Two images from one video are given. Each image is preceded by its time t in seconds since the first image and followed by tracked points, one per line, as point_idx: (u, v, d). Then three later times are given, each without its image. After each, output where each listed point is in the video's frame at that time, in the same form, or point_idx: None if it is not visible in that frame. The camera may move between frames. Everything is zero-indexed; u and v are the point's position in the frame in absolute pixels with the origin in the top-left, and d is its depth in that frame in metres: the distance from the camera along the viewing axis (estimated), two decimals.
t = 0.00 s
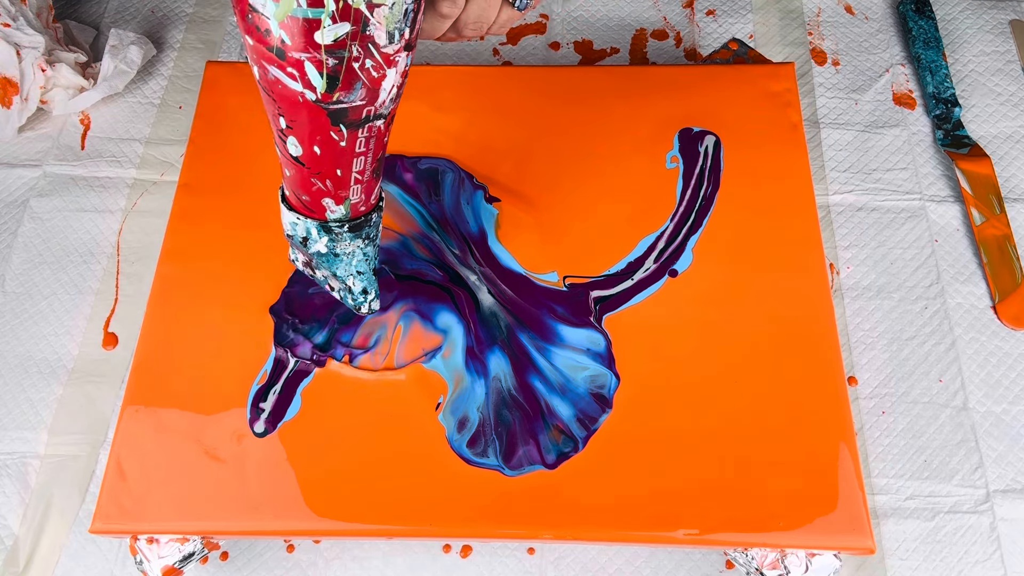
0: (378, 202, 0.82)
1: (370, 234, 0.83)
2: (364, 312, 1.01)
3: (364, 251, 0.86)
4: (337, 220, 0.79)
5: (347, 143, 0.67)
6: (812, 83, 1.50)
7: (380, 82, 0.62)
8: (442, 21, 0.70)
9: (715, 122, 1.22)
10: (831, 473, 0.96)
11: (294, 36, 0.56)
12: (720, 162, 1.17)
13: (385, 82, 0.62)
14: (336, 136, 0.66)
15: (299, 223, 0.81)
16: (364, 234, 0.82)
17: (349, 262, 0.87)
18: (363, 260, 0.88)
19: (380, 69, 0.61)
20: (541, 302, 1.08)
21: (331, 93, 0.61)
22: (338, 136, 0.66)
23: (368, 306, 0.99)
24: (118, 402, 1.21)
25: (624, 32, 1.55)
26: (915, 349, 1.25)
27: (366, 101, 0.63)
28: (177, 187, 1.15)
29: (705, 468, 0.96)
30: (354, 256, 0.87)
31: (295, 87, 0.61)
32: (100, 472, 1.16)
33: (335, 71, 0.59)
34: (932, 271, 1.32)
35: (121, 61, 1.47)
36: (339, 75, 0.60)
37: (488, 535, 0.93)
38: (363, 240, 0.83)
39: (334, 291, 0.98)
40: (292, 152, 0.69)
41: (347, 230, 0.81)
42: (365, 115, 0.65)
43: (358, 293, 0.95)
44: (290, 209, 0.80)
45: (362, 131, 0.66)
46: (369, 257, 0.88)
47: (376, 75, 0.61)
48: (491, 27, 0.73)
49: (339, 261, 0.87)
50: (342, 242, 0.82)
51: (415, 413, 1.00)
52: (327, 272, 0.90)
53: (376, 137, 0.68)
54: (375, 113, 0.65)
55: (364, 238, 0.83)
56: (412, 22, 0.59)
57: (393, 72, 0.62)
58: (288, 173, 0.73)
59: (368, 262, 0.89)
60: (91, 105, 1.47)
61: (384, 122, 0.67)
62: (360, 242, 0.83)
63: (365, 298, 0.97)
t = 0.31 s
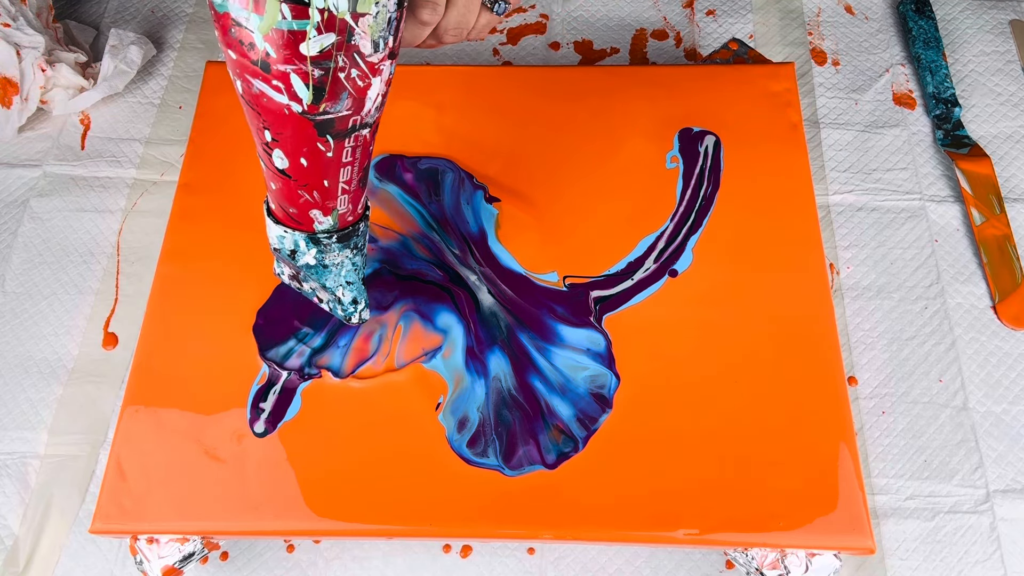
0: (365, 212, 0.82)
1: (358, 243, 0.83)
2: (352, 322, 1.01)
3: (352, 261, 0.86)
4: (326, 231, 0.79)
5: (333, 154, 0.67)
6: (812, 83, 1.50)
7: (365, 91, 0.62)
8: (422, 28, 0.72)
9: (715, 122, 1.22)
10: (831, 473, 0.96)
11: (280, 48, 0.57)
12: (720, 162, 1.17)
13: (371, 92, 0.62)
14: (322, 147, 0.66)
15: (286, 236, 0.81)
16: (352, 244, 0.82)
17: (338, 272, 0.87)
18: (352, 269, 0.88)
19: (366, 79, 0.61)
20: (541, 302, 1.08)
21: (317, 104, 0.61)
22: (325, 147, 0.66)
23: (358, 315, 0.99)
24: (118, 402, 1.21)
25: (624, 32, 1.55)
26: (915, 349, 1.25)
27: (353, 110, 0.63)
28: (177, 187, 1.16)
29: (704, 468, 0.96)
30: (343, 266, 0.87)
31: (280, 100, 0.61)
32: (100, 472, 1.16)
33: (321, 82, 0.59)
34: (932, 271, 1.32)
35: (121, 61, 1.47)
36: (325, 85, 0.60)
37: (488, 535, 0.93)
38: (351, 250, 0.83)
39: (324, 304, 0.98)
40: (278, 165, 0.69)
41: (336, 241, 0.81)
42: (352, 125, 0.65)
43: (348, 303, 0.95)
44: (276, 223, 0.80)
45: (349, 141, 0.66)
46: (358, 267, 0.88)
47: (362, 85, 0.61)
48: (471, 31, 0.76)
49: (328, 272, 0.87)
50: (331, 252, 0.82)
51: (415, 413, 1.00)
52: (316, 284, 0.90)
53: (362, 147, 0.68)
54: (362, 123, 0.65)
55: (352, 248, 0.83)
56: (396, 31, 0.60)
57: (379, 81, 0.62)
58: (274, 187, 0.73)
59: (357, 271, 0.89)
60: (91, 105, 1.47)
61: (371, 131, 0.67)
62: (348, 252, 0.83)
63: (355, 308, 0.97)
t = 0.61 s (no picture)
0: (354, 223, 0.82)
1: (349, 255, 0.83)
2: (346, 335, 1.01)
3: (344, 273, 0.86)
4: (316, 245, 0.78)
5: (323, 166, 0.67)
6: (812, 83, 1.50)
7: (353, 100, 0.62)
8: (405, 35, 0.70)
9: (714, 122, 1.22)
10: (831, 473, 0.96)
11: (267, 60, 0.57)
12: (720, 162, 1.17)
13: (358, 101, 0.63)
14: (312, 159, 0.66)
15: (276, 252, 0.80)
16: (343, 255, 0.82)
17: (330, 285, 0.87)
18: (344, 281, 0.88)
19: (354, 88, 0.61)
20: (541, 302, 1.08)
21: (306, 116, 0.61)
22: (314, 159, 0.66)
23: (351, 327, 0.99)
24: (118, 402, 1.21)
25: (624, 32, 1.55)
26: (915, 349, 1.25)
27: (341, 120, 0.63)
28: (177, 187, 1.16)
29: (704, 468, 0.96)
30: (335, 279, 0.87)
31: (268, 114, 0.61)
32: (100, 472, 1.16)
33: (310, 93, 0.60)
34: (932, 272, 1.32)
35: (121, 61, 1.48)
36: (313, 96, 0.60)
37: (488, 535, 0.93)
38: (343, 263, 0.83)
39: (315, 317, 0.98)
40: (266, 181, 0.68)
41: (327, 254, 0.80)
42: (340, 135, 0.65)
43: (340, 315, 0.95)
44: (264, 239, 0.79)
45: (338, 151, 0.67)
46: (349, 279, 0.88)
47: (350, 94, 0.62)
48: (453, 37, 0.74)
49: (319, 286, 0.86)
50: (322, 266, 0.82)
51: (415, 413, 1.00)
52: (308, 298, 0.89)
53: (350, 157, 0.69)
54: (350, 132, 0.65)
55: (344, 260, 0.83)
56: (381, 39, 0.61)
57: (366, 90, 0.63)
58: (262, 203, 0.73)
59: (348, 283, 0.89)
60: (91, 105, 1.47)
61: (358, 141, 0.68)
62: (340, 264, 0.83)
63: (348, 319, 0.97)
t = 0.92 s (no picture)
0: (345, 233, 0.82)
1: (340, 265, 0.83)
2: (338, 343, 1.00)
3: (336, 284, 0.85)
4: (308, 256, 0.78)
5: (314, 177, 0.67)
6: (812, 83, 1.50)
7: (345, 109, 0.63)
8: (391, 43, 0.69)
9: (715, 122, 1.22)
10: (831, 473, 0.96)
11: (258, 72, 0.57)
12: (720, 162, 1.17)
13: (349, 110, 0.63)
14: (304, 170, 0.66)
15: (268, 266, 0.79)
16: (335, 265, 0.82)
17: (322, 297, 0.86)
18: (336, 292, 0.87)
19: (345, 97, 0.62)
20: (541, 302, 1.08)
21: (298, 127, 0.61)
22: (306, 170, 0.66)
23: (344, 338, 0.98)
24: (118, 402, 1.21)
25: (624, 32, 1.55)
26: (915, 349, 1.25)
27: (333, 130, 0.64)
28: (177, 187, 1.16)
29: (704, 468, 0.96)
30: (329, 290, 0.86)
31: (260, 126, 0.61)
32: (100, 472, 1.16)
33: (302, 105, 0.60)
34: (932, 271, 1.32)
35: (121, 61, 1.48)
36: (306, 107, 0.60)
37: (488, 535, 0.93)
38: (335, 273, 0.83)
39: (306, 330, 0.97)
40: (257, 194, 0.68)
41: (319, 265, 0.80)
42: (332, 145, 0.65)
43: (333, 327, 0.94)
44: (255, 252, 0.79)
45: (329, 161, 0.67)
46: (341, 289, 0.87)
47: (341, 103, 0.62)
48: (435, 44, 0.75)
49: (312, 298, 0.85)
50: (315, 277, 0.81)
51: (415, 413, 1.00)
52: (301, 311, 0.88)
53: (341, 167, 0.69)
54: (341, 142, 0.66)
55: (335, 270, 0.83)
56: (370, 48, 0.62)
57: (356, 99, 0.63)
58: (253, 216, 0.72)
59: (341, 294, 0.88)
60: (91, 105, 1.47)
61: (349, 150, 0.68)
62: (332, 275, 0.82)
63: (341, 331, 0.96)
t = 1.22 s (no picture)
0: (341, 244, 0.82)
1: (337, 277, 0.83)
2: (335, 358, 1.00)
3: (333, 296, 0.85)
4: (305, 268, 0.78)
5: (312, 188, 0.67)
6: (812, 83, 1.50)
7: (342, 120, 0.63)
8: (386, 53, 0.66)
9: (715, 122, 1.22)
10: (831, 473, 0.96)
11: (256, 85, 0.57)
12: (720, 162, 1.17)
13: (346, 121, 0.63)
14: (301, 182, 0.66)
15: (264, 279, 0.79)
16: (332, 278, 0.82)
17: (320, 309, 0.86)
18: (333, 303, 0.87)
19: (342, 108, 0.62)
20: (542, 302, 1.08)
21: (296, 139, 0.61)
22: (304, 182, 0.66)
23: (342, 350, 0.98)
24: (118, 402, 1.21)
25: (624, 32, 1.55)
26: (915, 349, 1.25)
27: (330, 141, 0.64)
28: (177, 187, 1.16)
29: (704, 468, 0.96)
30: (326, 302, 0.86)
31: (257, 139, 0.61)
32: (100, 472, 1.16)
33: (300, 116, 0.60)
34: (932, 271, 1.32)
35: (121, 61, 1.48)
36: (304, 119, 0.60)
37: (488, 535, 0.93)
38: (332, 285, 0.83)
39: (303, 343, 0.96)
40: (253, 207, 0.68)
41: (317, 278, 0.80)
42: (329, 156, 0.65)
43: (331, 338, 0.94)
44: (251, 267, 0.79)
45: (327, 173, 0.67)
46: (337, 300, 0.88)
47: (339, 114, 0.62)
48: (433, 53, 0.71)
49: (309, 311, 0.86)
50: (312, 290, 0.82)
51: (415, 413, 1.00)
52: (298, 324, 0.88)
53: (338, 178, 0.69)
54: (339, 153, 0.66)
55: (332, 283, 0.83)
56: (367, 58, 0.61)
57: (353, 109, 0.63)
58: (249, 230, 0.72)
59: (337, 305, 0.89)
60: (91, 105, 1.47)
61: (345, 161, 0.68)
62: (329, 286, 0.83)
63: (338, 342, 0.96)
